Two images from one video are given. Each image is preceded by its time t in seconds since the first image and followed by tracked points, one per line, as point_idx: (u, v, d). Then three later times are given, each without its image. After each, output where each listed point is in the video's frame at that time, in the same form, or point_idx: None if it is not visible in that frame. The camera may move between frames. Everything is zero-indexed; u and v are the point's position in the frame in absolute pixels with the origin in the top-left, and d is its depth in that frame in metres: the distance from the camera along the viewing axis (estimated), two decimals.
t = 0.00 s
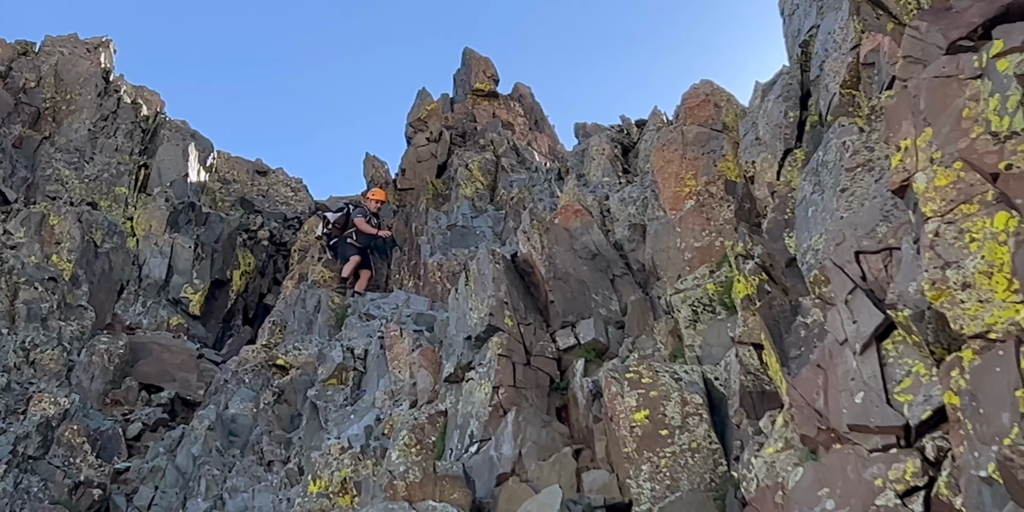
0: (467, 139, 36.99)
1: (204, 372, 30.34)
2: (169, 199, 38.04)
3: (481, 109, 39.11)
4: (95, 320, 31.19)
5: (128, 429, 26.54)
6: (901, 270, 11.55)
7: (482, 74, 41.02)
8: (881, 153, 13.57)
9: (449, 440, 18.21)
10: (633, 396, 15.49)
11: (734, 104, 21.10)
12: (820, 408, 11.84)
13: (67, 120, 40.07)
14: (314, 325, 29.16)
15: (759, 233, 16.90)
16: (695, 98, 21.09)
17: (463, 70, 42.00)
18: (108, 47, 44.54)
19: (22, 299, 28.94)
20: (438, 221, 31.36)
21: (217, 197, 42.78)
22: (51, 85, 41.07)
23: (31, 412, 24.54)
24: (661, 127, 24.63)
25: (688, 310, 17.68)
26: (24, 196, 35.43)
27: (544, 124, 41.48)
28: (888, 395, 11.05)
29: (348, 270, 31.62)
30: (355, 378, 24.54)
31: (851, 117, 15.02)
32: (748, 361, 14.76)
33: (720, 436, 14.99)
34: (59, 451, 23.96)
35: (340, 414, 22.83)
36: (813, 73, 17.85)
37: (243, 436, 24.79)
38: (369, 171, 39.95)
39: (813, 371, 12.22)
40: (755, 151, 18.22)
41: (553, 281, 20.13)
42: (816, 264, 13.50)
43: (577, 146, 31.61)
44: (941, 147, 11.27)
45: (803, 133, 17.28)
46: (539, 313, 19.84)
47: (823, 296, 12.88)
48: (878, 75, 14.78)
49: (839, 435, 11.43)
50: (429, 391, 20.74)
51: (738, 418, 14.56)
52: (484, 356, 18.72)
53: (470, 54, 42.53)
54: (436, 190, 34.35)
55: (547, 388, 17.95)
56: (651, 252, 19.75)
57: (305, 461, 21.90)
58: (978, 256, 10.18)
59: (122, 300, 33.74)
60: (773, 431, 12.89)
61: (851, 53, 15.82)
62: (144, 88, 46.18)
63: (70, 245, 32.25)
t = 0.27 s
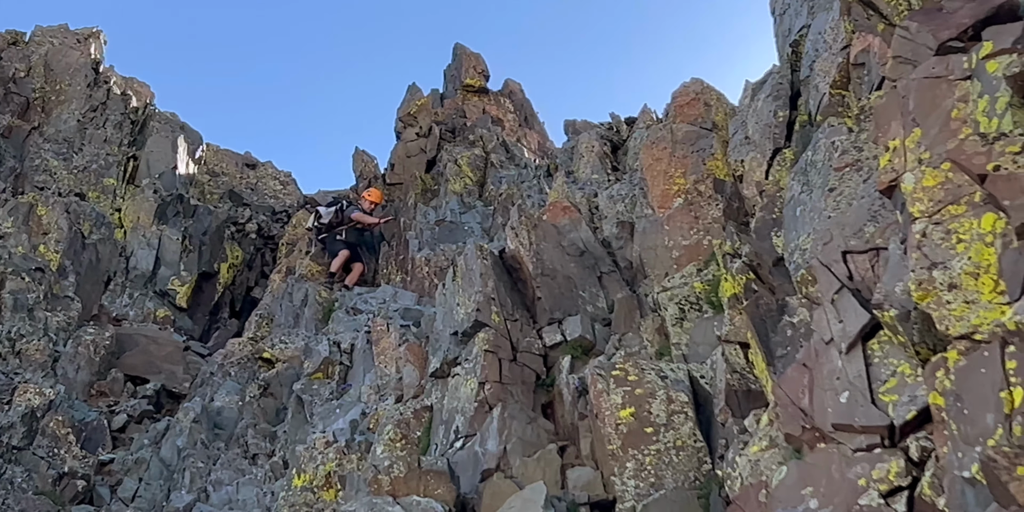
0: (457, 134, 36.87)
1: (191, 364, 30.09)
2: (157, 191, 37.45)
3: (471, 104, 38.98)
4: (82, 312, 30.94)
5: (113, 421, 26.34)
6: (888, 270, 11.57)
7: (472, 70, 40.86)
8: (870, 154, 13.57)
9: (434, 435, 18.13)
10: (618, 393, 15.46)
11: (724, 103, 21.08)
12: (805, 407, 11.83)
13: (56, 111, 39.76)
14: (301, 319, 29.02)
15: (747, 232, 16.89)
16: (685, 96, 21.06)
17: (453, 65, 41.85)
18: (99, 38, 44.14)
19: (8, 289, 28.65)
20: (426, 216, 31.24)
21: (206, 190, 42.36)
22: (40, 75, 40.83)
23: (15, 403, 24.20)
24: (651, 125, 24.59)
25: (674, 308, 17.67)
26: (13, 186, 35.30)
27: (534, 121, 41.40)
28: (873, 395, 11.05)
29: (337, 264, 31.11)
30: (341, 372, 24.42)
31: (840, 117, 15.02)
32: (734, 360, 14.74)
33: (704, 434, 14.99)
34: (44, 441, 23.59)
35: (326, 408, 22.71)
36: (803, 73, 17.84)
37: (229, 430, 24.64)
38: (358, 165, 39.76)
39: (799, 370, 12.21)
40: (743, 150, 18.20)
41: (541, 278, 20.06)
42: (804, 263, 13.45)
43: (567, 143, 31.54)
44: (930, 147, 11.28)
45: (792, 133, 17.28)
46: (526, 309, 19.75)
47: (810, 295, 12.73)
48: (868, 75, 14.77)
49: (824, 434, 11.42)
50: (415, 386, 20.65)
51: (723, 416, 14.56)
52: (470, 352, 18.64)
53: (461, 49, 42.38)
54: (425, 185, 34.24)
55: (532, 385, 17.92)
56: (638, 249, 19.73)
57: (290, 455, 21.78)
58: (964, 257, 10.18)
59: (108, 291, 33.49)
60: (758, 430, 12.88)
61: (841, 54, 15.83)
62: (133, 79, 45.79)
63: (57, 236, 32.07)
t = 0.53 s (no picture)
0: (454, 130, 36.80)
1: (184, 356, 29.87)
2: (154, 181, 37.30)
3: (470, 100, 38.88)
4: (76, 301, 30.78)
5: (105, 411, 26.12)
6: (887, 272, 11.54)
7: (471, 66, 40.73)
8: (870, 156, 13.55)
9: (426, 430, 18.09)
10: (612, 391, 15.43)
11: (723, 103, 21.04)
12: (800, 408, 11.80)
13: (54, 100, 39.62)
14: (295, 312, 28.93)
15: (743, 233, 16.86)
16: (684, 95, 21.02)
17: (452, 61, 41.76)
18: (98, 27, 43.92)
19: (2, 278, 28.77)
20: (422, 212, 31.17)
21: (203, 181, 42.09)
22: (38, 63, 40.58)
23: (8, 391, 24.51)
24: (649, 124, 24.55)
25: (670, 307, 17.62)
26: (8, 173, 35.06)
27: (532, 118, 41.33)
28: (868, 397, 11.03)
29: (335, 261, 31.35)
30: (334, 366, 24.35)
31: (839, 119, 14.99)
32: (729, 360, 14.73)
33: (697, 434, 14.96)
34: (35, 430, 23.76)
35: (318, 401, 22.64)
36: (803, 74, 17.80)
37: (220, 421, 24.55)
38: (355, 159, 39.67)
39: (794, 371, 12.19)
40: (741, 150, 18.16)
41: (536, 274, 19.93)
42: (801, 265, 13.42)
43: (565, 140, 31.48)
44: (931, 150, 11.27)
45: (791, 134, 17.25)
46: (521, 305, 19.69)
47: (806, 297, 13.15)
48: (868, 78, 14.73)
49: (818, 436, 11.40)
50: (408, 381, 20.59)
51: (717, 416, 14.54)
52: (464, 347, 18.59)
53: (460, 45, 42.28)
54: (422, 180, 34.17)
55: (526, 381, 17.88)
56: (634, 247, 19.69)
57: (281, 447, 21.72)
58: (964, 259, 10.18)
59: (103, 281, 33.31)
60: (752, 431, 12.86)
61: (842, 55, 15.79)
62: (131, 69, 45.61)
63: (53, 225, 31.95)
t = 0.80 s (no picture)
0: (455, 125, 36.75)
1: (178, 345, 29.94)
2: (153, 169, 37.27)
3: (471, 96, 38.82)
4: (72, 289, 30.68)
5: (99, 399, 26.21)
6: (882, 279, 11.51)
7: (474, 62, 40.61)
8: (868, 162, 13.53)
9: (419, 425, 18.07)
10: (605, 391, 15.42)
11: (724, 104, 21.01)
12: (792, 413, 11.80)
13: (55, 86, 39.49)
14: (291, 304, 28.91)
15: (740, 235, 16.82)
16: (685, 96, 21.00)
17: (455, 56, 41.68)
18: (101, 14, 43.84)
19: None
20: (421, 207, 31.14)
21: (201, 170, 42.05)
22: (41, 50, 40.42)
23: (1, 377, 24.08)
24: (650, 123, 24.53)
25: (665, 308, 17.61)
26: (7, 159, 34.64)
27: (533, 115, 41.29)
28: (860, 403, 11.03)
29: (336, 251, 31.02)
30: (328, 359, 24.33)
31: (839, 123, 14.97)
32: (722, 362, 14.74)
33: (689, 436, 14.97)
34: (29, 417, 23.68)
35: (312, 394, 22.63)
36: (804, 77, 17.78)
37: (213, 413, 24.56)
38: (355, 152, 39.61)
39: (787, 375, 12.21)
40: (740, 152, 18.14)
41: (533, 272, 19.93)
42: (797, 269, 13.39)
43: (565, 138, 31.45)
44: (928, 158, 11.25)
45: (791, 137, 17.23)
46: (517, 303, 19.68)
47: (802, 300, 13.15)
48: (869, 82, 14.71)
49: (809, 441, 11.40)
50: (402, 375, 20.58)
51: (709, 418, 14.55)
52: (459, 343, 18.57)
53: (462, 40, 42.19)
54: (421, 174, 34.14)
55: (520, 379, 17.89)
56: (632, 247, 19.69)
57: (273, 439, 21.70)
58: (958, 269, 10.17)
59: (99, 269, 33.17)
60: (744, 434, 12.87)
61: (843, 60, 15.77)
62: (132, 57, 45.44)
63: (51, 213, 31.86)
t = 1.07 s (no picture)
0: (469, 123, 36.83)
1: (188, 337, 30.09)
2: (166, 161, 37.48)
3: (486, 94, 38.87)
4: (83, 278, 30.97)
5: (107, 389, 26.31)
6: (893, 285, 11.53)
7: (489, 60, 40.68)
8: (883, 168, 13.50)
9: (426, 422, 18.16)
10: (614, 391, 15.47)
11: (739, 108, 20.99)
12: (800, 417, 11.81)
13: (71, 76, 39.73)
14: (301, 298, 29.05)
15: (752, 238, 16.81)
16: (701, 99, 21.00)
17: (470, 54, 41.76)
18: (118, 5, 44.38)
19: (11, 253, 28.74)
20: (433, 204, 31.23)
21: (215, 163, 42.33)
22: (57, 39, 40.51)
23: (11, 365, 24.34)
24: (664, 125, 24.53)
25: (675, 310, 17.63)
26: (23, 148, 35.45)
27: (548, 114, 41.31)
28: (869, 409, 11.04)
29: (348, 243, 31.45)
30: (337, 354, 24.45)
31: (855, 128, 14.95)
32: (731, 365, 14.74)
33: (697, 438, 14.99)
34: (36, 406, 23.82)
35: (320, 389, 22.75)
36: (820, 82, 17.75)
37: (221, 405, 24.67)
38: (368, 148, 39.75)
39: (796, 380, 12.21)
40: (755, 156, 18.12)
41: (544, 272, 20.02)
42: (808, 273, 13.39)
43: (579, 138, 31.45)
44: (943, 166, 11.22)
45: (805, 142, 17.20)
46: (527, 302, 19.75)
47: (812, 305, 13.00)
48: (885, 89, 14.68)
49: (817, 446, 11.40)
50: (410, 372, 20.68)
51: (717, 421, 14.58)
52: (469, 341, 18.65)
53: (479, 38, 42.25)
54: (434, 172, 34.24)
55: (528, 378, 17.94)
56: (643, 248, 19.71)
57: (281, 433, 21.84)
58: (970, 276, 10.17)
59: (110, 259, 33.49)
60: (752, 437, 12.89)
61: (860, 65, 15.74)
62: (148, 48, 45.72)
63: (63, 202, 32.05)
